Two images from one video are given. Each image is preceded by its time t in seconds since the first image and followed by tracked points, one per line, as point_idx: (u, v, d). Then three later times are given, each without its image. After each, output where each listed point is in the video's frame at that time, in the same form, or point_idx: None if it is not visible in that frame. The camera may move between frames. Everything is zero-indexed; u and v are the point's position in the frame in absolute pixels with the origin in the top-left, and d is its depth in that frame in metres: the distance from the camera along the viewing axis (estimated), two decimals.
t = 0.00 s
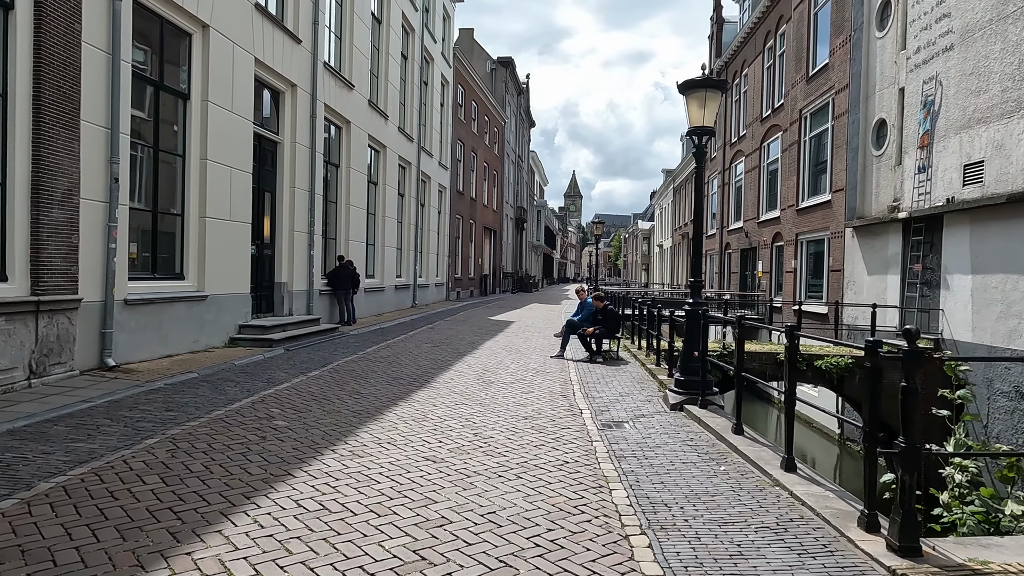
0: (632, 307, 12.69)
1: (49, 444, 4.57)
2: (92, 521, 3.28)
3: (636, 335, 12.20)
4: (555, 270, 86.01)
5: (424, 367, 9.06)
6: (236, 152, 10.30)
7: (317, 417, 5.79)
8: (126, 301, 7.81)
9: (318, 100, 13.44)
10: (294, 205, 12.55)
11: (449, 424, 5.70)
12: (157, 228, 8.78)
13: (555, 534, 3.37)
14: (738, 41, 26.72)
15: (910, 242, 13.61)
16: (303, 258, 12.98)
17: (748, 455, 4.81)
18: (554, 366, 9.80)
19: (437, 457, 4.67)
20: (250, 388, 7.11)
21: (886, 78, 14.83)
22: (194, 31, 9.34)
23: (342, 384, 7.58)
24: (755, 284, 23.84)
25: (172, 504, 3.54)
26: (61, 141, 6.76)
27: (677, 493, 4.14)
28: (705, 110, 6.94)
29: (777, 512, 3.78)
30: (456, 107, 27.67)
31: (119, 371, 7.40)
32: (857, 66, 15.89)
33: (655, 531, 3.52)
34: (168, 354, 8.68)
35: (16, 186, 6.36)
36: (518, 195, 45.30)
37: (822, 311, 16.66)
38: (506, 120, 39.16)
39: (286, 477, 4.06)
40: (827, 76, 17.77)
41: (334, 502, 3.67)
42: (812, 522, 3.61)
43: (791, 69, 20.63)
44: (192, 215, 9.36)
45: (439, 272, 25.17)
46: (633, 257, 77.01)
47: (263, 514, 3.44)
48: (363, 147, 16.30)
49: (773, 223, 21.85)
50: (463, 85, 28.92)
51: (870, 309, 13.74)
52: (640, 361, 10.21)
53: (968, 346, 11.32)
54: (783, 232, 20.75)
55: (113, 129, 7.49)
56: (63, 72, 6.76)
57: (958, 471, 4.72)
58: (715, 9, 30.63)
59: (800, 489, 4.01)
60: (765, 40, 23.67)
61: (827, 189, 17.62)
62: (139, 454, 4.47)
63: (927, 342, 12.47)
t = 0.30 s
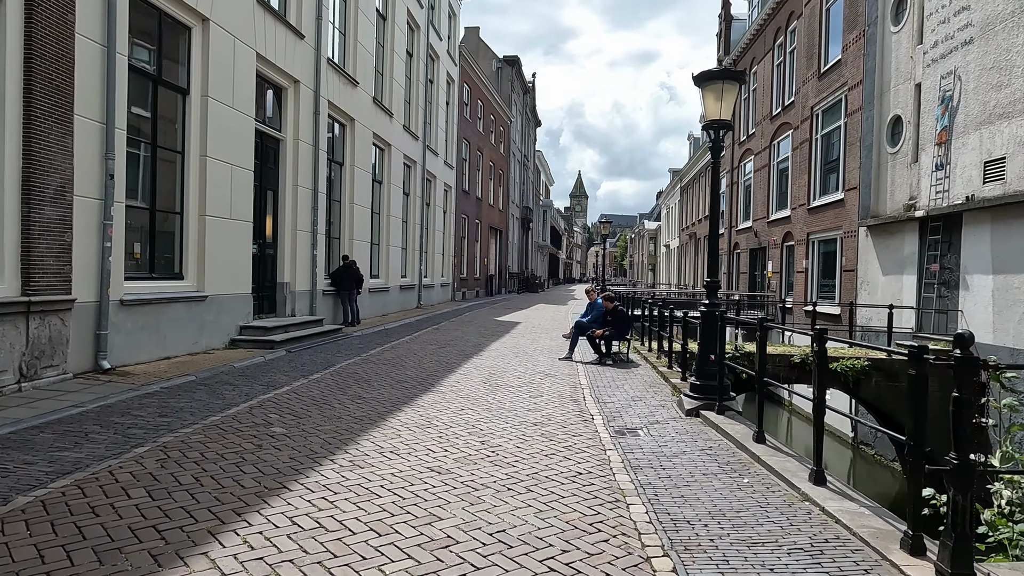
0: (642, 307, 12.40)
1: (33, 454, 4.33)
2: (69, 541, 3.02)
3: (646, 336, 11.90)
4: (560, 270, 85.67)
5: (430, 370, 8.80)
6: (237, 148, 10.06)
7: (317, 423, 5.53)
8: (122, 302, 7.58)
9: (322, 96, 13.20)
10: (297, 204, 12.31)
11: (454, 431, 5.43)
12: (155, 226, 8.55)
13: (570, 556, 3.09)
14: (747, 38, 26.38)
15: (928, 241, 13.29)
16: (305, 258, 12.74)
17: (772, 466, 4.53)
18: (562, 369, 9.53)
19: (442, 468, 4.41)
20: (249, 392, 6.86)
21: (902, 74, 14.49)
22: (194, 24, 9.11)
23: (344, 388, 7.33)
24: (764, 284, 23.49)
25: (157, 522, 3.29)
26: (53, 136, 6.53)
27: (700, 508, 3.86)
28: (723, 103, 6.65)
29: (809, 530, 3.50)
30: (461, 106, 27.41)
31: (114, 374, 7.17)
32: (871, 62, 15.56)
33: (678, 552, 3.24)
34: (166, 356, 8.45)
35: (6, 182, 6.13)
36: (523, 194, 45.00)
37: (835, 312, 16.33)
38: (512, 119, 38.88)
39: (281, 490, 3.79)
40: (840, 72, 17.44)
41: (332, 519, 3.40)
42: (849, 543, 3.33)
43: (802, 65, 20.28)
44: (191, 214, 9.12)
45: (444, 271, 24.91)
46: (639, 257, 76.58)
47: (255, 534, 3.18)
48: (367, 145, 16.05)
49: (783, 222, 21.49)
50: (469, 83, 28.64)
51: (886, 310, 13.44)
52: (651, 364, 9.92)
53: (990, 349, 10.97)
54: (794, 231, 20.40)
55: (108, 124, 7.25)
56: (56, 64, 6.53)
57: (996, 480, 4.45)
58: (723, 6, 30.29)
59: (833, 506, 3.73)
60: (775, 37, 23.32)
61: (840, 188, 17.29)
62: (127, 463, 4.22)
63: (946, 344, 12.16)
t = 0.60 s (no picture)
0: (652, 308, 12.11)
1: (14, 466, 4.10)
2: (39, 568, 2.78)
3: (656, 338, 11.62)
4: (567, 270, 85.32)
5: (435, 373, 8.56)
6: (238, 146, 9.84)
7: (316, 432, 5.29)
8: (118, 304, 7.36)
9: (325, 94, 12.98)
10: (300, 203, 12.10)
11: (459, 441, 5.18)
12: (153, 226, 8.33)
13: None
14: (758, 35, 26.03)
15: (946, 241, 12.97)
16: (309, 258, 12.51)
17: (797, 481, 4.27)
18: (571, 372, 9.27)
19: (445, 482, 4.15)
20: (248, 397, 6.63)
21: (919, 70, 14.16)
22: (193, 19, 8.89)
23: (345, 393, 7.09)
24: (775, 285, 23.15)
25: (137, 545, 3.04)
26: (44, 132, 6.32)
27: (722, 529, 3.59)
28: (740, 97, 6.37)
29: (842, 555, 3.23)
30: (468, 104, 27.15)
31: (109, 378, 6.94)
32: (886, 57, 15.21)
33: None
34: (164, 359, 8.23)
35: None
36: (530, 194, 44.71)
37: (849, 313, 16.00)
38: (519, 118, 38.61)
39: (273, 508, 3.54)
40: (853, 68, 17.10)
41: (325, 542, 3.15)
42: (888, 570, 3.06)
43: (814, 61, 19.93)
44: (191, 213, 8.91)
45: (451, 271, 24.68)
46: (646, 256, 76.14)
47: (240, 560, 2.93)
48: (372, 143, 15.83)
49: (794, 221, 21.14)
50: (475, 81, 28.38)
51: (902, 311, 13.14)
52: (662, 367, 9.65)
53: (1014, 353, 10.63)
54: (805, 230, 20.05)
55: (103, 121, 7.03)
56: (47, 58, 6.31)
57: None
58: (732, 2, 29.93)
59: (867, 528, 3.46)
60: (786, 32, 22.97)
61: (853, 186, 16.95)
62: (113, 477, 3.98)
63: (965, 346, 11.86)
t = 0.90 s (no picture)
0: (660, 301, 11.80)
1: None
2: None
3: (665, 331, 11.33)
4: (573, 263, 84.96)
5: (437, 367, 8.31)
6: (234, 133, 9.55)
7: (310, 429, 5.03)
8: (109, 295, 7.12)
9: (326, 81, 12.69)
10: (301, 193, 11.83)
11: (461, 439, 4.92)
12: (146, 215, 8.07)
13: None
14: (767, 23, 25.57)
15: (964, 232, 12.65)
16: (310, 249, 12.25)
17: (821, 485, 4.00)
18: (578, 366, 9.01)
19: (445, 485, 3.88)
20: (242, 393, 6.38)
21: (936, 56, 13.77)
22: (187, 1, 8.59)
23: (344, 388, 6.83)
24: (784, 277, 22.81)
25: (107, 556, 2.78)
26: (28, 115, 6.05)
27: (743, 539, 3.32)
28: (756, 78, 6.05)
29: (877, 569, 2.96)
30: (473, 95, 26.80)
31: (99, 372, 6.71)
32: (901, 44, 14.80)
33: None
34: (158, 352, 7.99)
35: None
36: (536, 186, 44.35)
37: (860, 306, 15.68)
38: (524, 108, 38.23)
39: (258, 515, 3.28)
40: (867, 55, 16.70)
41: (312, 554, 2.88)
42: None
43: (825, 49, 19.51)
44: (186, 202, 8.65)
45: (455, 264, 24.42)
46: (652, 249, 75.74)
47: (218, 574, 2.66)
48: (374, 132, 15.53)
49: (804, 213, 20.76)
50: (479, 71, 28.01)
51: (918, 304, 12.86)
52: (671, 361, 9.35)
53: None
54: (815, 222, 19.69)
55: (91, 105, 6.76)
56: (31, 38, 6.04)
57: None
58: None
59: (902, 539, 3.19)
60: (797, 20, 22.52)
61: (866, 176, 16.58)
62: (90, 480, 3.73)
63: (983, 340, 11.57)
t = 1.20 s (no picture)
0: (669, 296, 11.50)
1: None
2: None
3: (674, 328, 11.02)
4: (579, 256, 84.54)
5: (440, 366, 8.05)
6: (231, 124, 9.27)
7: (303, 435, 4.76)
8: (98, 293, 6.87)
9: (327, 72, 12.40)
10: (300, 186, 11.56)
11: (462, 447, 4.63)
12: (138, 209, 7.80)
13: None
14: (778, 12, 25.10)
15: (983, 225, 12.29)
16: (310, 243, 11.99)
17: (850, 500, 3.71)
18: (585, 365, 8.73)
19: (444, 500, 3.60)
20: (236, 394, 6.12)
21: (954, 44, 13.37)
22: None
23: (341, 389, 6.56)
24: (794, 271, 22.44)
25: None
26: (10, 105, 5.79)
27: (769, 564, 3.02)
28: (774, 63, 5.71)
29: None
30: (478, 86, 26.45)
31: (89, 372, 6.47)
32: (917, 32, 14.39)
33: None
34: (151, 351, 7.74)
35: None
36: (541, 179, 43.98)
37: (873, 301, 15.33)
38: (530, 101, 37.83)
39: (238, 537, 3.01)
40: (881, 43, 16.29)
41: None
42: None
43: (838, 38, 19.07)
44: (180, 195, 8.38)
45: (460, 258, 24.15)
46: (658, 242, 75.27)
47: None
48: (377, 124, 15.23)
49: (815, 205, 20.36)
50: (484, 63, 27.63)
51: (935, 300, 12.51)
52: (682, 360, 9.05)
53: None
54: (826, 215, 19.29)
55: (79, 95, 6.50)
56: (13, 24, 5.77)
57: None
58: None
59: (946, 565, 2.91)
60: (808, 9, 22.06)
61: (880, 168, 16.20)
62: (62, 494, 3.47)
63: (1002, 338, 11.24)
